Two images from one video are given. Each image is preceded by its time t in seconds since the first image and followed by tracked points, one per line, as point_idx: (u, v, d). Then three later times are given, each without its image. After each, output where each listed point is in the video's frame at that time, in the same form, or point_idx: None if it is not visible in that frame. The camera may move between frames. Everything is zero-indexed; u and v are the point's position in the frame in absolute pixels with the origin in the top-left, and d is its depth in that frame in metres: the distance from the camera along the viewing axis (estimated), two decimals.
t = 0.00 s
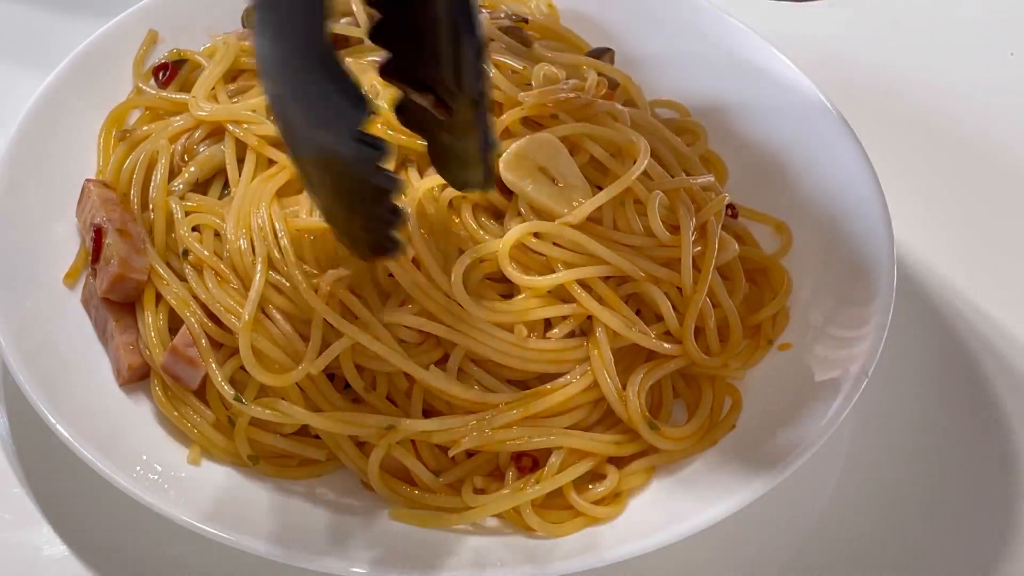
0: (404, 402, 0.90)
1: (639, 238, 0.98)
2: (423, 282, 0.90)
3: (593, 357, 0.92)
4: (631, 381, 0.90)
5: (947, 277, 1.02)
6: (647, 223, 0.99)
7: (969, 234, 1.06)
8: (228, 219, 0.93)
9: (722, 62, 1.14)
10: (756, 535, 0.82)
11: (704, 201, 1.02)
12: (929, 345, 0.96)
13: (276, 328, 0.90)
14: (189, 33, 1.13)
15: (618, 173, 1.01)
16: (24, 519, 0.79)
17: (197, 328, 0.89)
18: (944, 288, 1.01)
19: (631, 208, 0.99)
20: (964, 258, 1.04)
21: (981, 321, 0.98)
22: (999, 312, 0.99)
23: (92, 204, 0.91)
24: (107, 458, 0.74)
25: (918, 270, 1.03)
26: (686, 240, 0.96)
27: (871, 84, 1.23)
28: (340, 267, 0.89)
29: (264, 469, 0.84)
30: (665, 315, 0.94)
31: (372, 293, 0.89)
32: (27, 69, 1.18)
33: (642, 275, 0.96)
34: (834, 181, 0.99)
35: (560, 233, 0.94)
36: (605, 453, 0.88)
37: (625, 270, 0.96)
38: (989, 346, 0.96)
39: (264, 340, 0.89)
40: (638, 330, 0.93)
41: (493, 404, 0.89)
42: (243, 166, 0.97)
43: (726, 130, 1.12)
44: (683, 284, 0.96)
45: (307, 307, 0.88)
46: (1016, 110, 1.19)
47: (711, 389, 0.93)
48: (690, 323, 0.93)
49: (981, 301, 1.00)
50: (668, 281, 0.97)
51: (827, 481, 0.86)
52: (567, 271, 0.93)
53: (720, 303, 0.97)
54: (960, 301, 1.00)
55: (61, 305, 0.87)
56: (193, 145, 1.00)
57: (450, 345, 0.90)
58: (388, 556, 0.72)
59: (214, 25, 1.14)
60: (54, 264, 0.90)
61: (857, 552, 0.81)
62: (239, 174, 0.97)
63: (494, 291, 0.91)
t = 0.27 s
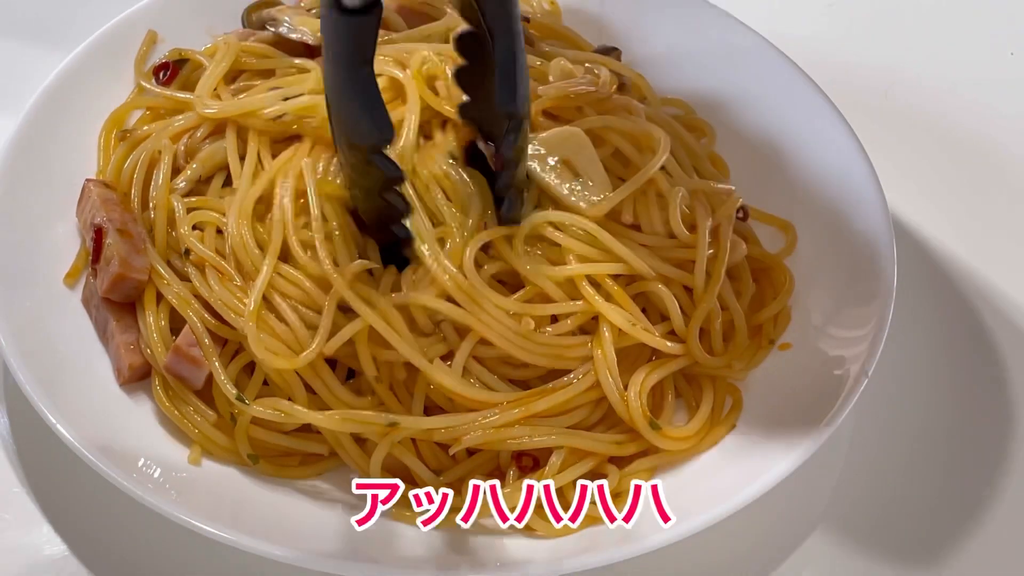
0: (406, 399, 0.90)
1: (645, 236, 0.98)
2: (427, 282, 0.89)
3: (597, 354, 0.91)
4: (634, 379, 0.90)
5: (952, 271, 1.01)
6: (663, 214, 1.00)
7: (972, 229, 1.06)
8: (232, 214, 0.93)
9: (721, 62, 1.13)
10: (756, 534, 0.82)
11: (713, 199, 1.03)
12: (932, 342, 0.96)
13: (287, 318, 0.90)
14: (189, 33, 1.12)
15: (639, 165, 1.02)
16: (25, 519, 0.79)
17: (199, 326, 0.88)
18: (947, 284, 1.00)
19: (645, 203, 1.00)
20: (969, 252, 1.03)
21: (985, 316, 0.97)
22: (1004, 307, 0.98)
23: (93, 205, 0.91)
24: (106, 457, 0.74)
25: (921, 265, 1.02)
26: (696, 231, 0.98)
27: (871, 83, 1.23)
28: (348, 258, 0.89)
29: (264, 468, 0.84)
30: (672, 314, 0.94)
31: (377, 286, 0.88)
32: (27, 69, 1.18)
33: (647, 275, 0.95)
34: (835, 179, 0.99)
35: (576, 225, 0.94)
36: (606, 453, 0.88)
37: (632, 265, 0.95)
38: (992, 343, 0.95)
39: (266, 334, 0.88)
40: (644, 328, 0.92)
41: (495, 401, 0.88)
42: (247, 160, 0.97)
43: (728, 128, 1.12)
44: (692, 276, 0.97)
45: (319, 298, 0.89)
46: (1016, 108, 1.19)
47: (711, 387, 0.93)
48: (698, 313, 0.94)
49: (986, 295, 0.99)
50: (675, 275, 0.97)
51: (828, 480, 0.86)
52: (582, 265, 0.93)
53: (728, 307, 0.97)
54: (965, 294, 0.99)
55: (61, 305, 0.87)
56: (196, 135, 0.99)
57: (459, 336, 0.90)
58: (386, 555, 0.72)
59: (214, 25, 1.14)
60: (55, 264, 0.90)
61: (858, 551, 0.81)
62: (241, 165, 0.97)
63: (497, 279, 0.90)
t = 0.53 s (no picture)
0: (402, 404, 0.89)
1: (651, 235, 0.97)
2: (422, 283, 0.90)
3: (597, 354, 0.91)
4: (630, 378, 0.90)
5: (955, 267, 1.00)
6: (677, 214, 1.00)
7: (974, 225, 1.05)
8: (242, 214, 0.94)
9: (723, 59, 1.12)
10: (756, 534, 0.81)
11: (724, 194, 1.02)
12: (934, 339, 0.95)
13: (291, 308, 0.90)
14: (188, 32, 1.12)
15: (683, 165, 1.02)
16: (24, 519, 0.79)
17: (203, 325, 0.89)
18: (949, 280, 0.99)
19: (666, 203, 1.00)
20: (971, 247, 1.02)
21: (988, 312, 0.97)
22: (1009, 301, 0.97)
23: (93, 205, 0.91)
24: (106, 458, 0.74)
25: (923, 261, 1.01)
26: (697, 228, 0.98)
27: (870, 83, 1.23)
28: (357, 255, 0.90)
29: (262, 468, 0.83)
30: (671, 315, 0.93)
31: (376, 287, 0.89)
32: (26, 68, 1.18)
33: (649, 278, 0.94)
34: (837, 177, 0.98)
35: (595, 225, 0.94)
36: (604, 454, 0.88)
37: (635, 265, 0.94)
38: (994, 340, 0.94)
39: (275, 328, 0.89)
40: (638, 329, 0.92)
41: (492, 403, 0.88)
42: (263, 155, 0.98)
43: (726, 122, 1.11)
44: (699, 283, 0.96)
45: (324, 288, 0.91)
46: (1016, 107, 1.19)
47: (713, 389, 0.92)
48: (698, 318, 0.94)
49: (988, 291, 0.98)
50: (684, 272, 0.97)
51: (829, 480, 0.86)
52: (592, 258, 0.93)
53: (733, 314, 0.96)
54: (968, 291, 0.98)
55: (61, 305, 0.87)
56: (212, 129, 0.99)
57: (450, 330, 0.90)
58: (385, 556, 0.72)
59: (214, 25, 1.14)
60: (55, 264, 0.90)
61: (858, 551, 0.80)
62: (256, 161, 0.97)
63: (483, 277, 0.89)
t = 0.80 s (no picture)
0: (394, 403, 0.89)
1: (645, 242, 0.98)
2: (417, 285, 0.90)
3: (591, 360, 0.91)
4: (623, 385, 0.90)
5: (954, 269, 1.01)
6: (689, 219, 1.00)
7: (974, 226, 1.05)
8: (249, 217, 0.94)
9: (729, 66, 1.12)
10: (756, 535, 0.81)
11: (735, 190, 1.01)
12: (933, 340, 0.95)
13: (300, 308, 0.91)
14: (188, 33, 1.12)
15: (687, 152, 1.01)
16: (23, 519, 0.79)
17: (202, 324, 0.89)
18: (948, 282, 0.99)
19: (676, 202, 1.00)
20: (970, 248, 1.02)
21: (987, 312, 0.96)
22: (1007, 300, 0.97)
23: (93, 205, 0.91)
24: (106, 457, 0.74)
25: (921, 263, 1.01)
26: (702, 229, 0.99)
27: (870, 83, 1.23)
28: (348, 250, 0.89)
29: (258, 469, 0.83)
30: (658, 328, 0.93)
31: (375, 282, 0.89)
32: (27, 68, 1.18)
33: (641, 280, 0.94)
34: (841, 180, 0.98)
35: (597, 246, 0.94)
36: (597, 456, 0.88)
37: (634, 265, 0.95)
38: (993, 340, 0.94)
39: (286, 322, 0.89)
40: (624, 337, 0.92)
41: (487, 404, 0.89)
42: (265, 151, 0.98)
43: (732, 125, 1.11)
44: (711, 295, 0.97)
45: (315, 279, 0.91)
46: (1015, 108, 1.19)
47: (711, 395, 0.92)
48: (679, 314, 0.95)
49: (987, 291, 0.98)
50: (694, 281, 0.97)
51: (829, 480, 0.86)
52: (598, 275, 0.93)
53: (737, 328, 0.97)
54: (966, 292, 0.98)
55: (61, 305, 0.87)
56: (217, 126, 1.00)
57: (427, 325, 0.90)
58: (384, 556, 0.72)
59: (215, 26, 1.15)
60: (54, 265, 0.90)
61: (858, 551, 0.80)
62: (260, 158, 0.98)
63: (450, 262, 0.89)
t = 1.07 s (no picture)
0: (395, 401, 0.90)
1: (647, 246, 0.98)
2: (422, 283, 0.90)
3: (593, 366, 0.91)
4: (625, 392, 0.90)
5: (953, 269, 1.01)
6: (693, 219, 1.01)
7: (974, 225, 1.05)
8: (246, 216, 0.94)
9: (727, 65, 1.12)
10: (755, 535, 0.82)
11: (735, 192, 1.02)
12: (932, 341, 0.95)
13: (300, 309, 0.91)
14: (188, 32, 1.12)
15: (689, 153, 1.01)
16: (23, 519, 0.79)
17: (201, 325, 0.89)
18: (947, 282, 1.00)
19: (681, 206, 1.01)
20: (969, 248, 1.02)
21: (986, 313, 0.97)
22: (1004, 302, 0.97)
23: (93, 205, 0.91)
24: (106, 457, 0.74)
25: (920, 263, 1.01)
26: (708, 230, 1.00)
27: (870, 83, 1.23)
28: (350, 258, 0.88)
29: (257, 469, 0.83)
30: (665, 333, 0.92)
31: (377, 284, 0.90)
32: (27, 68, 1.18)
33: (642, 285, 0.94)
34: (842, 181, 0.98)
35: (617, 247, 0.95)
36: (597, 458, 0.88)
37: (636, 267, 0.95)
38: (992, 341, 0.94)
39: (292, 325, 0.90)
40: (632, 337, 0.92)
41: (486, 404, 0.89)
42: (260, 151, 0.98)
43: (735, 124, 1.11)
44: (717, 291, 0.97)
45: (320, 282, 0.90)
46: (1016, 108, 1.19)
47: (713, 395, 0.92)
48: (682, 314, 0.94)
49: (986, 293, 0.98)
50: (702, 281, 0.97)
51: (829, 480, 0.86)
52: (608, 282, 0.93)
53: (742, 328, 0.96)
54: (965, 293, 0.98)
55: (61, 305, 0.87)
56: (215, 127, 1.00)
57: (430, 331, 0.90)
58: (384, 556, 0.72)
59: (215, 26, 1.14)
60: (54, 265, 0.90)
61: (855, 551, 0.81)
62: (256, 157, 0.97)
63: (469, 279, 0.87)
